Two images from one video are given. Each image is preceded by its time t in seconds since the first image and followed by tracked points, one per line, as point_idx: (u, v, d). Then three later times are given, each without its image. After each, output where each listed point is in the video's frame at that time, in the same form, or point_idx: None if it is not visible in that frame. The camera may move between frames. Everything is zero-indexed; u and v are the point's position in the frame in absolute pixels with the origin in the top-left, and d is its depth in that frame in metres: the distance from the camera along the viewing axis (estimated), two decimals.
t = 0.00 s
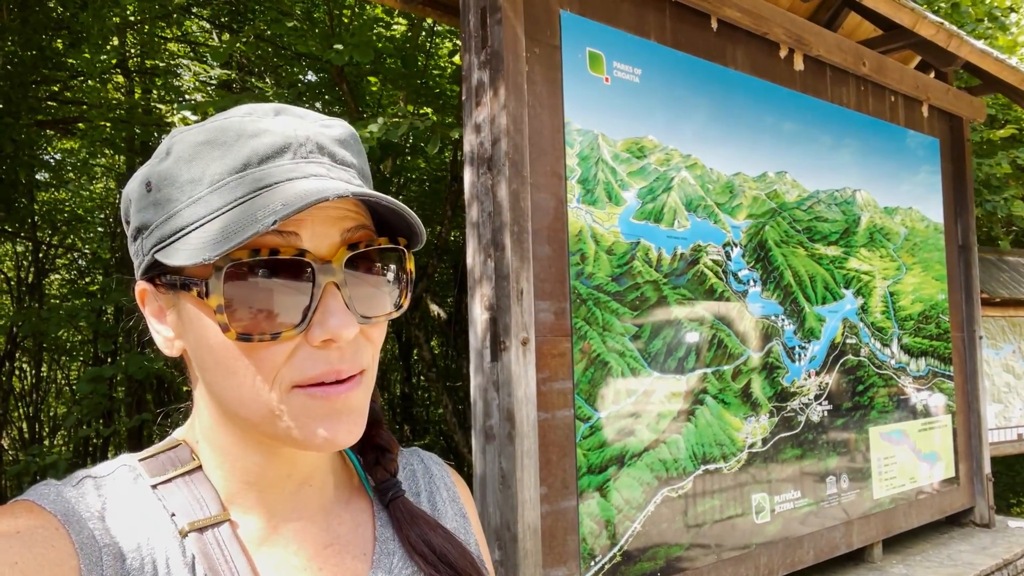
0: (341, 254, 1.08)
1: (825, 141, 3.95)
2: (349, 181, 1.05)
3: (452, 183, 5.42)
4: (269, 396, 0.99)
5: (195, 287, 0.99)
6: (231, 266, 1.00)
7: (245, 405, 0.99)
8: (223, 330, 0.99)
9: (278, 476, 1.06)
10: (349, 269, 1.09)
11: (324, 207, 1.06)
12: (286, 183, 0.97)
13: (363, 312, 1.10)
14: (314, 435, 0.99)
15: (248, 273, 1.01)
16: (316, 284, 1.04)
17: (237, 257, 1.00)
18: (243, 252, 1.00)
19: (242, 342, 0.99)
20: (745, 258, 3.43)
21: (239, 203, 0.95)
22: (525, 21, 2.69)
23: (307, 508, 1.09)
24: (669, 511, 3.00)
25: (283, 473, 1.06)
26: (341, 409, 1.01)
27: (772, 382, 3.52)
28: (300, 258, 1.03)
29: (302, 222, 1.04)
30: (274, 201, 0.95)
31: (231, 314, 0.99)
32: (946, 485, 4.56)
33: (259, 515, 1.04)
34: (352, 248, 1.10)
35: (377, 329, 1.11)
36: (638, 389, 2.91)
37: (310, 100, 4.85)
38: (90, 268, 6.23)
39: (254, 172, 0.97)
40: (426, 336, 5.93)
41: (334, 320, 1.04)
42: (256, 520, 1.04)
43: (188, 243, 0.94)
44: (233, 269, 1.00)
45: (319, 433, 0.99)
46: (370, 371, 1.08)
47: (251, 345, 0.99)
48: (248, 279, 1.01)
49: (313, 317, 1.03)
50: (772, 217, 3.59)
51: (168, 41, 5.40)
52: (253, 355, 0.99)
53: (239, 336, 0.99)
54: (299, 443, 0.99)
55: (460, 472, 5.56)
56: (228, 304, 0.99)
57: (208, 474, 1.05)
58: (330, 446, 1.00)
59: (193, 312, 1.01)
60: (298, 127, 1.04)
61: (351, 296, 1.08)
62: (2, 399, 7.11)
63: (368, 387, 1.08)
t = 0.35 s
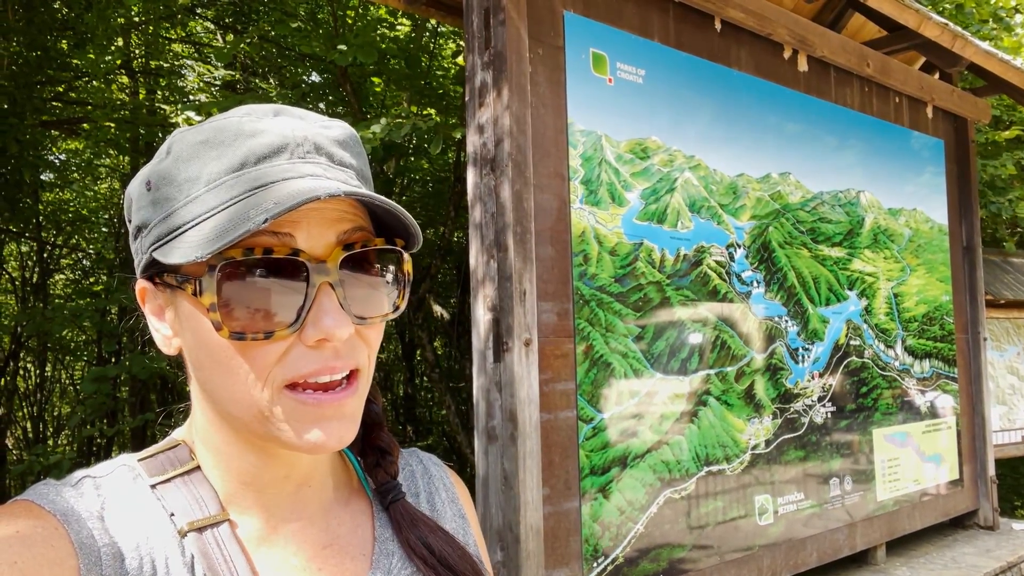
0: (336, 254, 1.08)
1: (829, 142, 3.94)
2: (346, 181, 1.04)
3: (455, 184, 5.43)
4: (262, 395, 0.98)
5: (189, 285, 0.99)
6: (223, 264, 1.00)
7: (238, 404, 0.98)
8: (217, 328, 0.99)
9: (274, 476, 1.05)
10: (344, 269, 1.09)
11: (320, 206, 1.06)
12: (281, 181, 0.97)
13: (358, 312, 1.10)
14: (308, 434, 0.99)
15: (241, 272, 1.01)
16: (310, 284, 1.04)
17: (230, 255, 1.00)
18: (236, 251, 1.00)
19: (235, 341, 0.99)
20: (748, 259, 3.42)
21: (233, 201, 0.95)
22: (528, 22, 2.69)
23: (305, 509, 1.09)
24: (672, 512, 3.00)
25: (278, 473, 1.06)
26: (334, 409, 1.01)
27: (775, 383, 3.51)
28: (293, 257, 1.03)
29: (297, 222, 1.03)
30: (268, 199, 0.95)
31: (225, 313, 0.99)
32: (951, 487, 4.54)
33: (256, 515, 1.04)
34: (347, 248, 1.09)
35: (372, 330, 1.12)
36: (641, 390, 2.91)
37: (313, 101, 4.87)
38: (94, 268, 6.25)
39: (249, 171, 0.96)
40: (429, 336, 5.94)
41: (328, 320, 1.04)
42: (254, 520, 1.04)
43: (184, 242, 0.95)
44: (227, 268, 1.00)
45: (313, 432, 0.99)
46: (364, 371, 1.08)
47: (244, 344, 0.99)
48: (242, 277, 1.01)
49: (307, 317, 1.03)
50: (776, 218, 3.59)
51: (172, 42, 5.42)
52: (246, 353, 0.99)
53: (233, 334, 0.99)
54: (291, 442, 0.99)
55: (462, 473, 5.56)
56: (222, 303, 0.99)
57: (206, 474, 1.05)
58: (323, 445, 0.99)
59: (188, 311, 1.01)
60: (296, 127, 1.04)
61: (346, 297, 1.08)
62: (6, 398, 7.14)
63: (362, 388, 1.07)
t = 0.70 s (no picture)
0: (347, 255, 1.09)
1: (838, 142, 3.92)
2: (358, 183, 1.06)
3: (462, 185, 5.44)
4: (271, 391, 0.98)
5: (200, 282, 0.99)
6: (237, 261, 1.00)
7: (245, 400, 0.98)
8: (228, 324, 0.99)
9: (275, 475, 1.05)
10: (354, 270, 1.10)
11: (329, 208, 1.08)
12: (295, 182, 0.98)
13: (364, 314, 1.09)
14: (315, 430, 0.99)
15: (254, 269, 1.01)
16: (320, 284, 1.05)
17: (244, 252, 1.00)
18: (250, 248, 1.01)
19: (246, 338, 0.99)
20: (756, 260, 3.40)
21: (249, 200, 0.95)
22: (535, 23, 2.69)
23: (304, 510, 1.09)
24: (679, 514, 2.99)
25: (278, 472, 1.06)
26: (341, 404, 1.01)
27: (783, 385, 3.49)
28: (306, 256, 1.04)
29: (308, 223, 1.05)
30: (284, 198, 0.96)
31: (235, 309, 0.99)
32: (961, 490, 4.51)
33: (254, 516, 1.04)
34: (357, 250, 1.11)
35: (378, 332, 1.11)
36: (648, 391, 2.90)
37: (321, 103, 4.89)
38: (103, 269, 6.29)
39: (264, 171, 0.97)
40: (436, 337, 5.95)
41: (338, 320, 1.04)
42: (252, 522, 1.04)
43: (197, 239, 0.95)
44: (239, 266, 1.00)
45: (321, 427, 0.99)
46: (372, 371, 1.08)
47: (255, 341, 0.99)
48: (254, 276, 1.01)
49: (316, 316, 1.03)
50: (784, 219, 3.57)
51: (181, 43, 5.44)
52: (256, 350, 0.99)
53: (244, 332, 0.99)
54: (297, 439, 0.99)
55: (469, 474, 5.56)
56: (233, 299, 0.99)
57: (203, 476, 1.04)
58: (330, 441, 1.00)
59: (194, 307, 1.00)
60: (308, 130, 1.05)
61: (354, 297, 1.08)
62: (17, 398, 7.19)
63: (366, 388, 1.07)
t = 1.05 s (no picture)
0: (378, 246, 1.13)
1: (849, 143, 3.90)
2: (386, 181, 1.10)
3: (471, 187, 5.44)
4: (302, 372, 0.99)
5: (243, 262, 1.00)
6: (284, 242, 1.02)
7: (274, 381, 0.98)
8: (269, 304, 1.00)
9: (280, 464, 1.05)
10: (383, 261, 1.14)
11: (361, 201, 1.12)
12: (336, 173, 1.01)
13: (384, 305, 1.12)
14: (343, 411, 1.01)
15: (298, 252, 1.03)
16: (354, 271, 1.08)
17: (294, 234, 1.03)
18: (299, 231, 1.03)
19: (288, 318, 1.00)
20: (766, 261, 3.39)
21: (291, 187, 0.98)
22: (544, 23, 2.69)
23: (304, 503, 1.09)
24: (688, 516, 2.97)
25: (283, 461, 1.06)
26: (364, 389, 1.03)
27: (794, 387, 3.47)
28: (345, 243, 1.08)
29: (343, 213, 1.09)
30: (326, 187, 0.99)
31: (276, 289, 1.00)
32: (974, 494, 4.46)
33: (254, 509, 1.04)
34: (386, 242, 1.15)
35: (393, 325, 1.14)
36: (657, 392, 2.89)
37: (332, 105, 4.92)
38: (116, 270, 6.34)
39: (303, 162, 1.00)
40: (445, 339, 5.96)
41: (371, 306, 1.07)
42: (252, 514, 1.04)
43: (235, 221, 0.96)
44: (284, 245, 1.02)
45: (349, 409, 1.01)
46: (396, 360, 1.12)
47: (295, 322, 1.00)
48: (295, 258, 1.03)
49: (349, 301, 1.06)
50: (795, 220, 3.55)
51: (192, 46, 5.48)
52: (296, 331, 1.00)
53: (288, 312, 1.00)
54: (324, 420, 1.00)
55: (478, 475, 5.56)
56: (276, 280, 1.00)
57: (203, 469, 1.05)
58: (357, 423, 1.02)
59: (231, 287, 1.00)
60: (338, 130, 1.09)
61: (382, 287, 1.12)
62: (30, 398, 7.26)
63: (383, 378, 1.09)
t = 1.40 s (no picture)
0: (294, 248, 1.03)
1: (851, 143, 3.88)
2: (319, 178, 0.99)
3: (472, 186, 5.43)
4: (212, 382, 0.95)
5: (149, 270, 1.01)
6: (176, 248, 1.00)
7: (196, 390, 0.96)
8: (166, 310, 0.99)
9: (256, 475, 1.03)
10: (304, 264, 1.03)
11: (279, 196, 1.01)
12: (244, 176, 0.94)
13: (318, 311, 1.02)
14: (255, 427, 0.94)
15: (193, 256, 1.00)
16: (262, 275, 1.00)
17: (183, 239, 1.00)
18: (188, 236, 1.00)
19: (185, 326, 0.98)
20: (768, 261, 3.38)
21: (197, 196, 0.94)
22: (545, 23, 2.68)
23: (293, 512, 1.08)
24: (690, 517, 2.97)
25: (262, 472, 1.04)
26: (281, 403, 0.95)
27: (795, 388, 3.46)
28: (245, 247, 1.00)
29: (256, 213, 1.01)
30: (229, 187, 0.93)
31: (173, 295, 0.99)
32: (976, 494, 4.45)
33: (246, 519, 1.03)
34: (308, 243, 1.04)
35: (334, 331, 1.04)
36: (658, 393, 2.88)
37: (333, 104, 4.92)
38: (117, 269, 6.35)
39: (223, 165, 0.95)
40: (447, 338, 5.96)
41: (277, 313, 0.98)
42: (243, 523, 1.03)
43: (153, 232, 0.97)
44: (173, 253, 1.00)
45: (262, 424, 0.94)
46: (328, 373, 1.01)
47: (197, 329, 0.97)
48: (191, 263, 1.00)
49: (257, 307, 0.99)
50: (796, 220, 3.54)
51: (194, 45, 5.49)
52: (203, 339, 0.97)
53: (183, 319, 0.98)
54: (241, 434, 0.94)
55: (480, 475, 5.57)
56: (175, 286, 0.99)
57: (196, 476, 1.04)
58: (273, 439, 0.94)
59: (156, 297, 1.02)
60: (286, 127, 1.01)
61: (305, 292, 1.02)
62: (32, 397, 7.28)
63: (321, 390, 0.99)
